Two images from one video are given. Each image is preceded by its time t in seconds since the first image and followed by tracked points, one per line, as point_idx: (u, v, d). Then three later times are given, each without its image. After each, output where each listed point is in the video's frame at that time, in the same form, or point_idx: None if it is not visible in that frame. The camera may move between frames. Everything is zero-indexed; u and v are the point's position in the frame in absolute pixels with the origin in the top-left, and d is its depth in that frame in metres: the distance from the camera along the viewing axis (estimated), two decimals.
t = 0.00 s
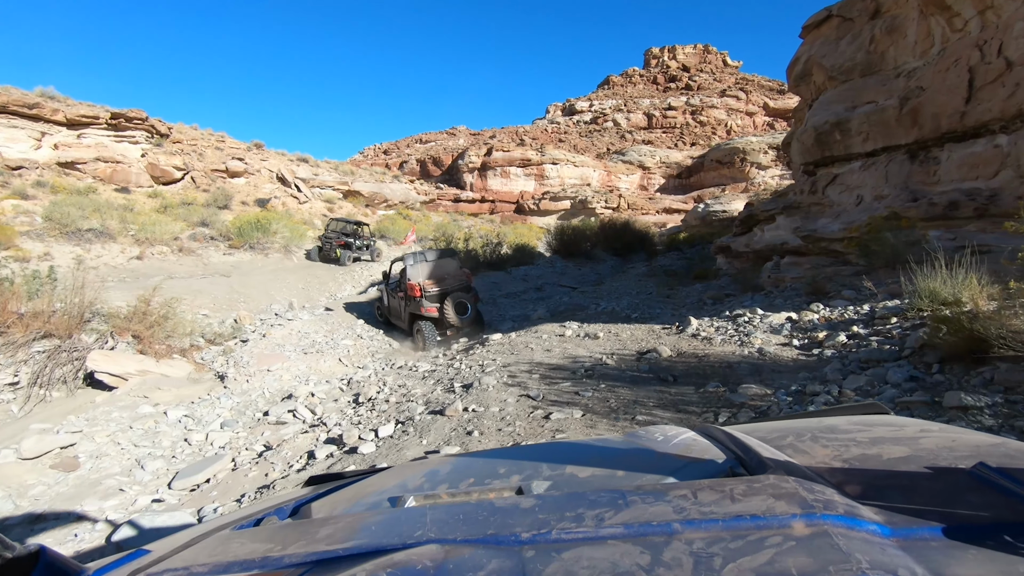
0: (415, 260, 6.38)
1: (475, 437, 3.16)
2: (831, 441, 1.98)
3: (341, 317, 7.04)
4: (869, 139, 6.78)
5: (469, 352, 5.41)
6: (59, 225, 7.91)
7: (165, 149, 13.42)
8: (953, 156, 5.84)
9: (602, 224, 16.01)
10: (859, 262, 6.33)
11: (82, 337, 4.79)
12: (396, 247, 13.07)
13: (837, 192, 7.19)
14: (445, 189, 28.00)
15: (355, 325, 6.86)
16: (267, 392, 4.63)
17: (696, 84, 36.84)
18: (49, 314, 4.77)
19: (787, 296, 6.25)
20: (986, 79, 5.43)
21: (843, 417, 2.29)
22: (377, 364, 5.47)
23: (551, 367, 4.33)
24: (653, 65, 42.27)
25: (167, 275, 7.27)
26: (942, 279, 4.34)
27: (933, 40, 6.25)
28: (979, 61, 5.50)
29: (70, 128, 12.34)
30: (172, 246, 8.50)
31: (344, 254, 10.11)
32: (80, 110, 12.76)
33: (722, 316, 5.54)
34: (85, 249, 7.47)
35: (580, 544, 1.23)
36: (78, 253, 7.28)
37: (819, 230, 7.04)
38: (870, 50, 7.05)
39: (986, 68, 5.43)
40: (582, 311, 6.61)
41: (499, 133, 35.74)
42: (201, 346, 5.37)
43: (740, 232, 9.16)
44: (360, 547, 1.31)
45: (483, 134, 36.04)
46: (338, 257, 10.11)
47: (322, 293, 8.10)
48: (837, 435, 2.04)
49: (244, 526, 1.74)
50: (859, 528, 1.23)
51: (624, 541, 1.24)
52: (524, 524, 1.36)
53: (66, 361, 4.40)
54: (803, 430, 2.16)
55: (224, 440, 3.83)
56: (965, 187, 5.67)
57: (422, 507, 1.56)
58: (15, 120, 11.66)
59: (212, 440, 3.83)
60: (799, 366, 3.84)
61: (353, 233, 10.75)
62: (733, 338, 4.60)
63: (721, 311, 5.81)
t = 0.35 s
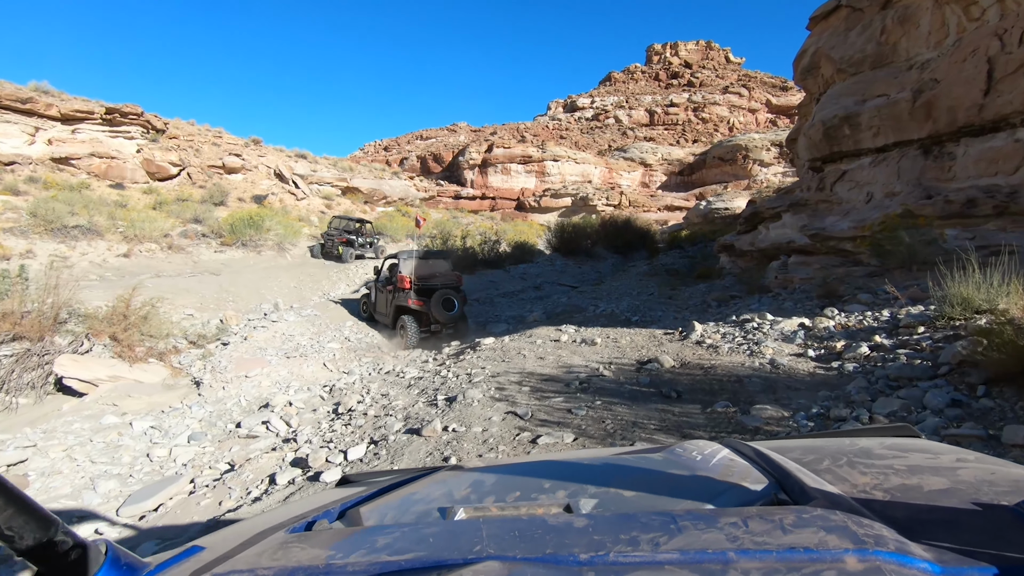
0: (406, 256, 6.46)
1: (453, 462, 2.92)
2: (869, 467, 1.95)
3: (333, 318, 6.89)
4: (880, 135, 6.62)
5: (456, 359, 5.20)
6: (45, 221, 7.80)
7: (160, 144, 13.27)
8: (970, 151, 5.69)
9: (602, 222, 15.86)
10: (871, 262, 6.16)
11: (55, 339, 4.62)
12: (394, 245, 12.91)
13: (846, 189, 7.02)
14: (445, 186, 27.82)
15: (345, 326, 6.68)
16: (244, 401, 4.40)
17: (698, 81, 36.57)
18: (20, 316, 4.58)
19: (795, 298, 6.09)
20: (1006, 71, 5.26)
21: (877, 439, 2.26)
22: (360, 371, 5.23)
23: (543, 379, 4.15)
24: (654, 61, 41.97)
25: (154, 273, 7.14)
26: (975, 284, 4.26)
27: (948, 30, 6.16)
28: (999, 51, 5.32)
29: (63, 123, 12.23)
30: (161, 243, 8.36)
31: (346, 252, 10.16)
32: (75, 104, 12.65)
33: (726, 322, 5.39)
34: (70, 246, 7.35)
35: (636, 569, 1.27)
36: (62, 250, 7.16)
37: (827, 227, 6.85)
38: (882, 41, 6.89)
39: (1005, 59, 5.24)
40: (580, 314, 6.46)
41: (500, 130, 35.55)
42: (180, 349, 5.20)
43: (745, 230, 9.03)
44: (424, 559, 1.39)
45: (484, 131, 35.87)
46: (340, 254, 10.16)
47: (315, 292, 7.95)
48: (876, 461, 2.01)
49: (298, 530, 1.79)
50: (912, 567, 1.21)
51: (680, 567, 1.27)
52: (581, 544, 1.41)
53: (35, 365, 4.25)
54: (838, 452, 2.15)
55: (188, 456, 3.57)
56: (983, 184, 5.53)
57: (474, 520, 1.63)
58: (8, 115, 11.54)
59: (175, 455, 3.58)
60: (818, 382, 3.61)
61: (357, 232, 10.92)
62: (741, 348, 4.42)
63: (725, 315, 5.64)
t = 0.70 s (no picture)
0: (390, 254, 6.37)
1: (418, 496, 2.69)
2: (909, 484, 1.81)
3: (323, 319, 6.73)
4: (892, 128, 6.42)
5: (440, 369, 4.98)
6: (27, 218, 7.65)
7: (155, 141, 13.12)
8: (989, 145, 5.49)
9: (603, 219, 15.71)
10: (885, 264, 5.98)
11: (24, 343, 4.45)
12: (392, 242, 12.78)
13: (855, 185, 6.83)
14: (446, 183, 27.67)
15: (330, 327, 6.52)
16: (213, 411, 4.23)
17: (700, 77, 36.34)
18: None
19: (805, 300, 5.91)
20: None
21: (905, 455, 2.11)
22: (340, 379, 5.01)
23: (531, 396, 3.95)
24: (656, 58, 41.73)
25: (138, 272, 7.00)
26: (1015, 289, 3.95)
27: (964, 18, 5.86)
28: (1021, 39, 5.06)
29: (57, 119, 12.08)
30: (149, 241, 8.24)
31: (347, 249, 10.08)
32: (68, 100, 12.50)
33: (731, 328, 5.22)
34: (52, 244, 7.22)
35: None
36: (44, 249, 7.02)
37: (837, 225, 6.66)
38: (894, 31, 6.68)
39: None
40: (576, 317, 6.30)
41: (500, 126, 35.35)
42: (156, 354, 5.04)
43: (749, 228, 8.87)
44: (463, 566, 1.32)
45: (484, 128, 35.67)
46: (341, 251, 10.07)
47: (307, 291, 7.81)
48: (913, 479, 1.85)
49: (328, 531, 1.86)
50: None
51: None
52: (626, 559, 1.30)
53: None
54: (872, 468, 2.01)
55: (140, 478, 3.32)
56: (1004, 179, 5.33)
57: (511, 529, 1.55)
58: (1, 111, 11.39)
59: (127, 476, 3.34)
60: (840, 404, 3.37)
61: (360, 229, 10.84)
62: (749, 361, 4.22)
63: (729, 320, 5.46)
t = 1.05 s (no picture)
0: (377, 251, 6.34)
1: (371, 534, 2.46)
2: (881, 461, 2.02)
3: (312, 321, 6.60)
4: (904, 121, 6.25)
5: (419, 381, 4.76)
6: (11, 218, 7.51)
7: (152, 139, 12.98)
8: (1008, 138, 5.30)
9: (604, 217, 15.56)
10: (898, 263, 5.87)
11: None
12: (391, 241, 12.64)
13: (865, 180, 6.63)
14: (447, 181, 27.48)
15: (314, 328, 6.39)
16: (180, 424, 4.02)
17: (703, 75, 36.10)
18: None
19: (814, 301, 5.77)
20: None
21: (889, 436, 2.31)
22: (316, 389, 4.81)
23: (514, 412, 3.73)
24: (659, 55, 41.46)
25: (125, 273, 6.90)
26: None
27: (979, 6, 5.63)
28: None
29: (52, 117, 11.97)
30: (137, 240, 8.14)
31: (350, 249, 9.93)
32: (63, 97, 12.40)
33: (732, 334, 5.05)
34: (35, 244, 7.08)
35: (644, 551, 1.34)
36: (26, 249, 6.89)
37: (846, 222, 6.51)
38: (904, 20, 6.44)
39: None
40: (571, 320, 6.15)
41: (502, 124, 35.14)
42: (131, 360, 4.77)
43: (752, 226, 8.72)
44: (441, 540, 1.52)
45: (485, 126, 35.43)
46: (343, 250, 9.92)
47: (299, 292, 7.67)
48: (886, 456, 2.06)
49: (323, 514, 2.00)
50: (908, 552, 1.27)
51: (687, 550, 1.34)
52: (592, 529, 1.49)
53: None
54: (852, 447, 2.22)
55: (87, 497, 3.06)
56: None
57: (490, 507, 1.76)
58: None
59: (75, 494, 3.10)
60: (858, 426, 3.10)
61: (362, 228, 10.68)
62: (756, 371, 4.04)
63: (731, 326, 5.30)
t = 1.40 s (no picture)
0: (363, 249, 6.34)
1: None
2: (905, 449, 2.09)
3: (301, 324, 6.43)
4: (917, 119, 6.06)
5: (397, 395, 4.54)
6: None
7: (148, 136, 12.86)
8: None
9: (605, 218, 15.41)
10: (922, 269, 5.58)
11: None
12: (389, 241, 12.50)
13: (875, 180, 6.44)
14: (447, 180, 27.32)
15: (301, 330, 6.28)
16: (140, 439, 3.81)
17: (705, 75, 35.93)
18: None
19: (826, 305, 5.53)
20: None
21: (911, 426, 2.37)
22: (291, 401, 4.61)
23: (495, 438, 3.43)
24: (661, 55, 41.31)
25: (109, 273, 6.76)
26: None
27: None
28: None
29: (47, 114, 11.86)
30: (125, 239, 8.01)
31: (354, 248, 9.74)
32: (59, 94, 12.28)
33: (739, 347, 4.74)
34: (18, 244, 6.94)
35: (659, 539, 1.34)
36: (9, 249, 6.76)
37: (857, 223, 6.32)
38: (918, 13, 6.28)
39: None
40: (567, 326, 5.99)
41: (503, 124, 35.00)
42: (99, 366, 4.60)
43: (757, 227, 8.62)
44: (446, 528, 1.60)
45: (486, 125, 35.27)
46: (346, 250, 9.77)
47: (290, 294, 7.53)
48: (911, 446, 2.12)
49: (321, 505, 2.14)
50: (948, 540, 1.22)
51: (705, 539, 1.32)
52: (603, 518, 1.52)
53: None
54: (871, 435, 2.29)
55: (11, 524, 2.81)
56: None
57: (495, 496, 1.86)
58: None
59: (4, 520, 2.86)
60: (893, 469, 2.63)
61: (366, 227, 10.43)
62: (768, 392, 3.65)
63: (732, 335, 5.12)
